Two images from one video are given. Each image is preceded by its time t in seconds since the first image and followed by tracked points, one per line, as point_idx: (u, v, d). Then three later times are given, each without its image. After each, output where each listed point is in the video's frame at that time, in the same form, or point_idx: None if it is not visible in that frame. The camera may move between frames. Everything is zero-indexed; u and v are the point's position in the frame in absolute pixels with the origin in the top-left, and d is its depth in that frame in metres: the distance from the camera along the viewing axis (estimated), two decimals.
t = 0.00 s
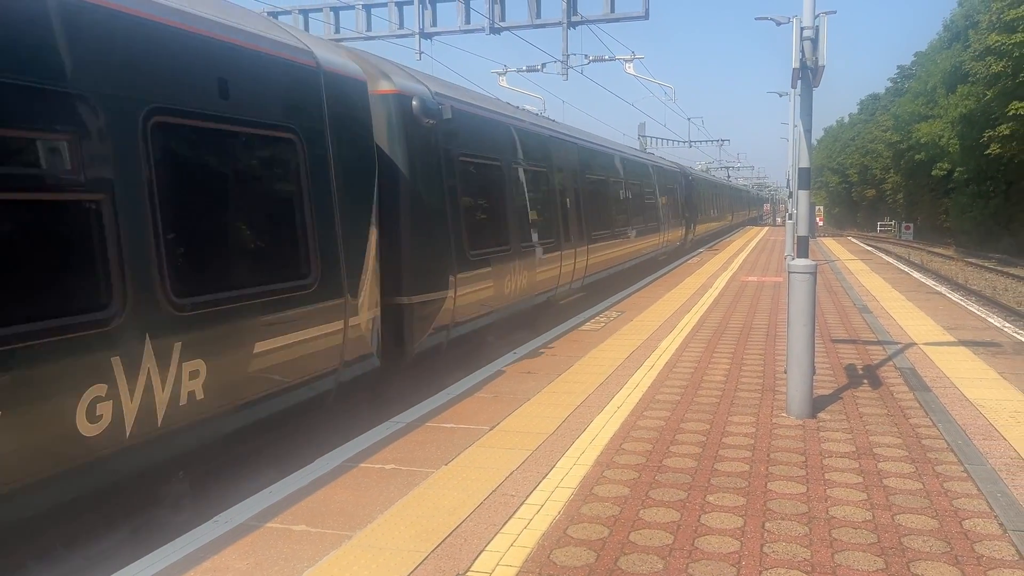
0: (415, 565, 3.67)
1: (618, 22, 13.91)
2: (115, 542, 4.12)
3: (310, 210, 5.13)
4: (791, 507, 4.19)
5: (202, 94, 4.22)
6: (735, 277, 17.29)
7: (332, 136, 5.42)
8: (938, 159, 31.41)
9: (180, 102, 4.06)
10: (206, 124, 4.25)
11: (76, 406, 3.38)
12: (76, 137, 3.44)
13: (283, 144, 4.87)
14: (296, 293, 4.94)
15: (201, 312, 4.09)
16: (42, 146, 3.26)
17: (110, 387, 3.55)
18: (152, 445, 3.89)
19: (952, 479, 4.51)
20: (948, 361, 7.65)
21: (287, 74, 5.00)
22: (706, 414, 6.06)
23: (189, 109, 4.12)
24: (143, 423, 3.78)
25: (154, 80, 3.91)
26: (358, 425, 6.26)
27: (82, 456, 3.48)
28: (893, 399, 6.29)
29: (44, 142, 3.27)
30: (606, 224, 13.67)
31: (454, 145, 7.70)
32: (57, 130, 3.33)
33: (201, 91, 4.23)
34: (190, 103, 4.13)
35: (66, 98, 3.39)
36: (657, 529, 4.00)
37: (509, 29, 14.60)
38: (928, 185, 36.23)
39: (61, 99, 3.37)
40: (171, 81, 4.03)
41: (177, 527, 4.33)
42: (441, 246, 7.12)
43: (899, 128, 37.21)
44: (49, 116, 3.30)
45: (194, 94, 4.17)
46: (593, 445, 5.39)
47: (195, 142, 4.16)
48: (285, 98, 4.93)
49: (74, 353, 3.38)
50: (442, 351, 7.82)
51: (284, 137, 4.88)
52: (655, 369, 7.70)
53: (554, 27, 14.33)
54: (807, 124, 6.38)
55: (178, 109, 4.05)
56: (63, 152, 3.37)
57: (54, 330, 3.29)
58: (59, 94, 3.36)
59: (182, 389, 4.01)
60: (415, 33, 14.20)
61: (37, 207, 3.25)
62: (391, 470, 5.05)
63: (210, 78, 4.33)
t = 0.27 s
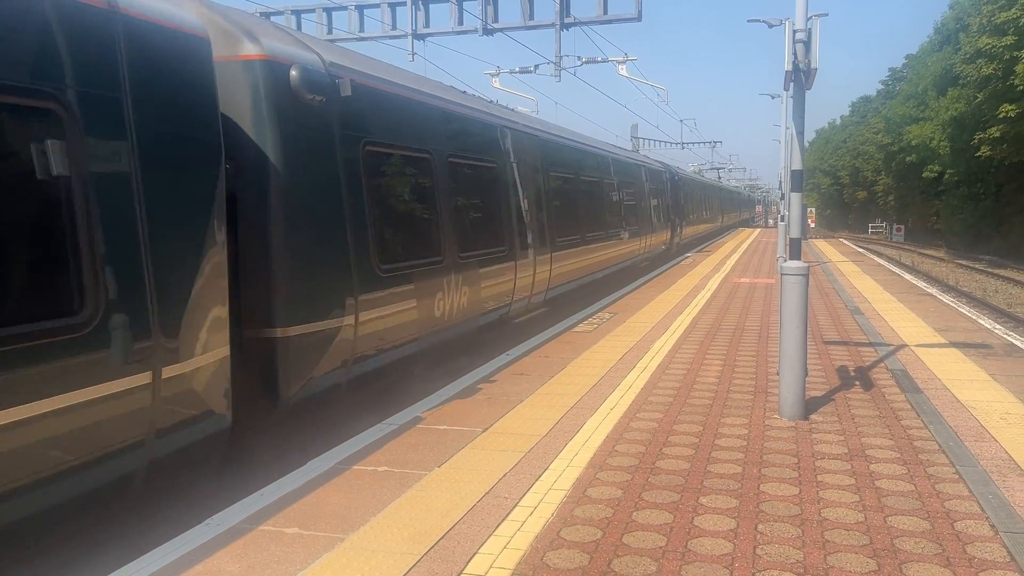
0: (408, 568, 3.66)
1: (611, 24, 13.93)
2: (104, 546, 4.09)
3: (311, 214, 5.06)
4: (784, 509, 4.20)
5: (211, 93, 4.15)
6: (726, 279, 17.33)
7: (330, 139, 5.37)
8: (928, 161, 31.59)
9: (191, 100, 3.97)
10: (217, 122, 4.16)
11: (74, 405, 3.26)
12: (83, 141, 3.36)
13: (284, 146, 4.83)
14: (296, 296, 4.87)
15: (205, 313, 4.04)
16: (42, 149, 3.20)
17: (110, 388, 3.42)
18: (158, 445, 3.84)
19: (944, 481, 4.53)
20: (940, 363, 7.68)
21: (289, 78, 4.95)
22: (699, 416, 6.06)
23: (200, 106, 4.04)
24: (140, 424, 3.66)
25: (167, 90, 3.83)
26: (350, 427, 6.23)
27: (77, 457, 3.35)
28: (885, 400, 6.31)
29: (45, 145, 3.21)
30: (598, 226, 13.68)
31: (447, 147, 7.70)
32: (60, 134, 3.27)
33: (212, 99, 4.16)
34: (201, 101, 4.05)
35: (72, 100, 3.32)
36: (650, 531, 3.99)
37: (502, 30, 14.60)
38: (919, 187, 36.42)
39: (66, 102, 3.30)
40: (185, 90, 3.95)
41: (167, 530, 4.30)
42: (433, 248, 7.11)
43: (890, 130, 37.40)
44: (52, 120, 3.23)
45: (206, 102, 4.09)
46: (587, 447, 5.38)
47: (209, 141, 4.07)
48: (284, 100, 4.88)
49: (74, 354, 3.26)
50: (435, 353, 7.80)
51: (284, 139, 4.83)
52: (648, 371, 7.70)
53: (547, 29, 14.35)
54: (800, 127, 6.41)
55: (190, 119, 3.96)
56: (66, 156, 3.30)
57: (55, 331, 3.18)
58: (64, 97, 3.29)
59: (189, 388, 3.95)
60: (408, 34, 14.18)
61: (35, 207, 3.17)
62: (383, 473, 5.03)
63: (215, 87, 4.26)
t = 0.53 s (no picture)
0: (403, 569, 3.65)
1: (607, 25, 13.94)
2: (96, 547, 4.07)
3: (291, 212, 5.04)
4: (779, 511, 4.20)
5: (189, 95, 4.16)
6: (721, 280, 17.36)
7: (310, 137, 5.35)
8: (922, 163, 31.70)
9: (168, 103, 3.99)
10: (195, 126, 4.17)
11: (68, 405, 3.31)
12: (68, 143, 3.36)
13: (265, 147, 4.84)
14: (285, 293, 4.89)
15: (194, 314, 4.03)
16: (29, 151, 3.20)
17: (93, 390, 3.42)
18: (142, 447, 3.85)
19: (938, 483, 4.54)
20: (934, 365, 7.70)
21: (270, 79, 4.94)
22: (693, 417, 6.07)
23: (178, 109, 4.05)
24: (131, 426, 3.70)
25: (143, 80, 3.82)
26: (344, 428, 6.22)
27: (68, 457, 3.39)
28: (879, 402, 6.33)
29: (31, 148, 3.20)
30: (593, 227, 13.69)
31: (441, 148, 7.69)
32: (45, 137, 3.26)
33: (187, 90, 4.15)
34: (178, 103, 4.06)
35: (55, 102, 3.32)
36: (646, 533, 3.99)
37: (497, 31, 14.60)
38: (912, 188, 36.56)
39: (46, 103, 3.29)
40: (158, 78, 3.94)
41: (161, 530, 4.28)
42: (426, 248, 7.11)
43: (884, 132, 37.53)
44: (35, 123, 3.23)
45: (180, 93, 4.09)
46: (582, 448, 5.38)
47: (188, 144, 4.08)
48: (262, 99, 4.86)
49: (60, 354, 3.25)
50: (429, 354, 7.79)
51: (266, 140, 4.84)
52: (643, 372, 7.71)
53: (543, 30, 14.35)
54: (795, 129, 6.42)
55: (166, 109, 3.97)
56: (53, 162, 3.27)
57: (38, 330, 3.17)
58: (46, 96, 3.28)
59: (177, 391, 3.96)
60: (403, 34, 14.17)
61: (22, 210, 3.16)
62: (378, 474, 5.02)
63: (199, 89, 4.25)
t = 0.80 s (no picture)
0: (399, 571, 3.64)
1: (604, 26, 13.95)
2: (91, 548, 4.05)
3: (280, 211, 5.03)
4: (776, 513, 4.20)
5: (178, 95, 4.16)
6: (718, 282, 17.36)
7: (302, 136, 5.32)
8: (919, 165, 31.78)
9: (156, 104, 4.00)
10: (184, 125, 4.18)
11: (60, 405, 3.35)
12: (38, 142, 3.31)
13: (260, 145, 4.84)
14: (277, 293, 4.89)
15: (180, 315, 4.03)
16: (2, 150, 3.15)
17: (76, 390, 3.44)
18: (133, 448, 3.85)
19: (935, 485, 4.54)
20: (930, 366, 7.71)
21: (264, 78, 4.93)
22: (690, 419, 6.07)
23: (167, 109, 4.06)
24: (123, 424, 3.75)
25: (117, 77, 3.77)
26: (341, 429, 6.21)
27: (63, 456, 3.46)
28: (876, 404, 6.33)
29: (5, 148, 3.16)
30: (590, 228, 13.69)
31: (438, 149, 7.69)
32: (16, 137, 3.21)
33: (165, 85, 4.09)
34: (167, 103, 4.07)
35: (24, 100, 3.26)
36: (643, 535, 3.99)
37: (495, 32, 14.59)
38: (909, 191, 36.62)
39: (14, 101, 3.22)
40: (134, 74, 3.88)
41: (156, 531, 4.27)
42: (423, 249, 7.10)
43: (881, 135, 37.60)
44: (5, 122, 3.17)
45: (157, 89, 4.02)
46: (578, 450, 5.37)
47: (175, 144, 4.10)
48: (257, 97, 4.84)
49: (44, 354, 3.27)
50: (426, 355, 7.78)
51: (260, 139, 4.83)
52: (639, 374, 7.71)
53: (540, 31, 14.35)
54: (792, 130, 6.42)
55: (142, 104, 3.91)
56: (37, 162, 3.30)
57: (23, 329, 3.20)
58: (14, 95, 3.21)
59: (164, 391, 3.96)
60: (401, 35, 14.16)
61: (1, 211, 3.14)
62: (375, 475, 5.00)
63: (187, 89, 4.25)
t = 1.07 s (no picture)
0: (400, 571, 3.64)
1: (604, 28, 13.95)
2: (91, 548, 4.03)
3: (286, 212, 5.00)
4: (776, 514, 4.20)
5: (180, 93, 4.16)
6: (717, 283, 17.36)
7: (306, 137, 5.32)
8: (918, 167, 31.81)
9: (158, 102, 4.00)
10: (185, 125, 4.17)
11: (58, 406, 3.34)
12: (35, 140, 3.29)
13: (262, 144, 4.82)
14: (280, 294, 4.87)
15: (183, 313, 4.03)
16: None
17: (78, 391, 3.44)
18: (131, 448, 3.85)
19: (935, 486, 4.54)
20: (929, 369, 7.72)
21: (265, 78, 4.93)
22: (690, 420, 6.07)
23: (166, 108, 4.05)
24: (121, 425, 3.75)
25: (115, 75, 3.75)
26: (340, 430, 6.20)
27: (59, 458, 3.44)
28: (875, 406, 6.33)
29: (2, 147, 3.14)
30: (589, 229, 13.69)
31: (437, 150, 7.68)
32: (13, 136, 3.19)
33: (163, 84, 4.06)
34: (166, 102, 4.06)
35: (21, 99, 3.23)
36: (643, 536, 3.99)
37: (494, 33, 14.60)
38: (907, 193, 36.66)
39: (11, 100, 3.19)
40: (132, 72, 3.85)
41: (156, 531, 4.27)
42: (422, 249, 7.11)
43: (880, 136, 37.63)
44: (1, 121, 3.14)
45: (155, 87, 3.99)
46: (578, 451, 5.37)
47: (178, 143, 4.11)
48: (258, 97, 4.84)
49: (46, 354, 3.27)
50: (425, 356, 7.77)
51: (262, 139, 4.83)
52: (639, 375, 7.71)
53: (540, 32, 14.35)
54: (792, 132, 6.43)
55: (140, 103, 3.88)
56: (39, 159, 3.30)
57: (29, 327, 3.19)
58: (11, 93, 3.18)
59: (164, 391, 3.96)
60: (401, 35, 14.16)
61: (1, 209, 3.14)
62: (374, 476, 5.00)
63: (188, 87, 4.24)
